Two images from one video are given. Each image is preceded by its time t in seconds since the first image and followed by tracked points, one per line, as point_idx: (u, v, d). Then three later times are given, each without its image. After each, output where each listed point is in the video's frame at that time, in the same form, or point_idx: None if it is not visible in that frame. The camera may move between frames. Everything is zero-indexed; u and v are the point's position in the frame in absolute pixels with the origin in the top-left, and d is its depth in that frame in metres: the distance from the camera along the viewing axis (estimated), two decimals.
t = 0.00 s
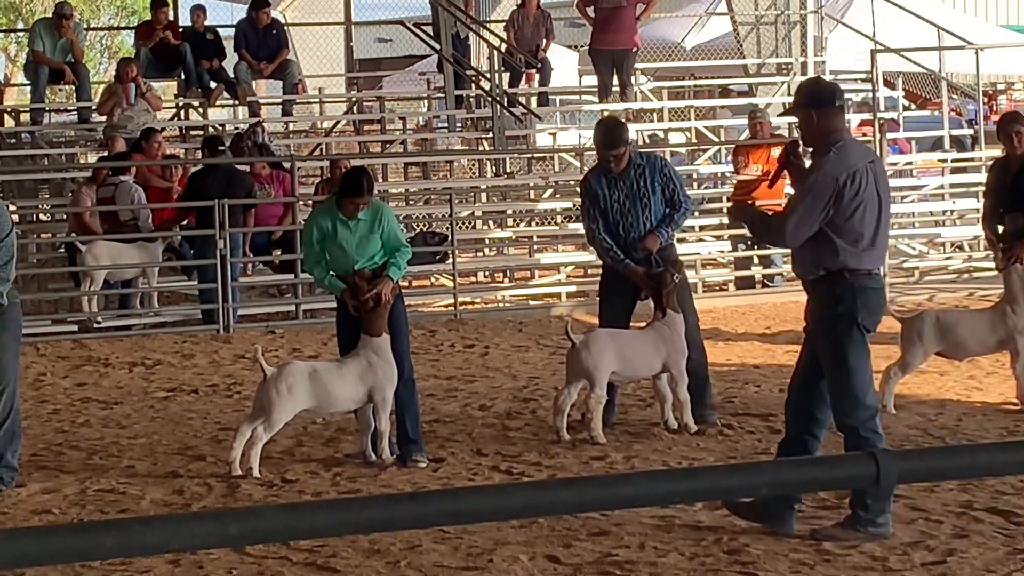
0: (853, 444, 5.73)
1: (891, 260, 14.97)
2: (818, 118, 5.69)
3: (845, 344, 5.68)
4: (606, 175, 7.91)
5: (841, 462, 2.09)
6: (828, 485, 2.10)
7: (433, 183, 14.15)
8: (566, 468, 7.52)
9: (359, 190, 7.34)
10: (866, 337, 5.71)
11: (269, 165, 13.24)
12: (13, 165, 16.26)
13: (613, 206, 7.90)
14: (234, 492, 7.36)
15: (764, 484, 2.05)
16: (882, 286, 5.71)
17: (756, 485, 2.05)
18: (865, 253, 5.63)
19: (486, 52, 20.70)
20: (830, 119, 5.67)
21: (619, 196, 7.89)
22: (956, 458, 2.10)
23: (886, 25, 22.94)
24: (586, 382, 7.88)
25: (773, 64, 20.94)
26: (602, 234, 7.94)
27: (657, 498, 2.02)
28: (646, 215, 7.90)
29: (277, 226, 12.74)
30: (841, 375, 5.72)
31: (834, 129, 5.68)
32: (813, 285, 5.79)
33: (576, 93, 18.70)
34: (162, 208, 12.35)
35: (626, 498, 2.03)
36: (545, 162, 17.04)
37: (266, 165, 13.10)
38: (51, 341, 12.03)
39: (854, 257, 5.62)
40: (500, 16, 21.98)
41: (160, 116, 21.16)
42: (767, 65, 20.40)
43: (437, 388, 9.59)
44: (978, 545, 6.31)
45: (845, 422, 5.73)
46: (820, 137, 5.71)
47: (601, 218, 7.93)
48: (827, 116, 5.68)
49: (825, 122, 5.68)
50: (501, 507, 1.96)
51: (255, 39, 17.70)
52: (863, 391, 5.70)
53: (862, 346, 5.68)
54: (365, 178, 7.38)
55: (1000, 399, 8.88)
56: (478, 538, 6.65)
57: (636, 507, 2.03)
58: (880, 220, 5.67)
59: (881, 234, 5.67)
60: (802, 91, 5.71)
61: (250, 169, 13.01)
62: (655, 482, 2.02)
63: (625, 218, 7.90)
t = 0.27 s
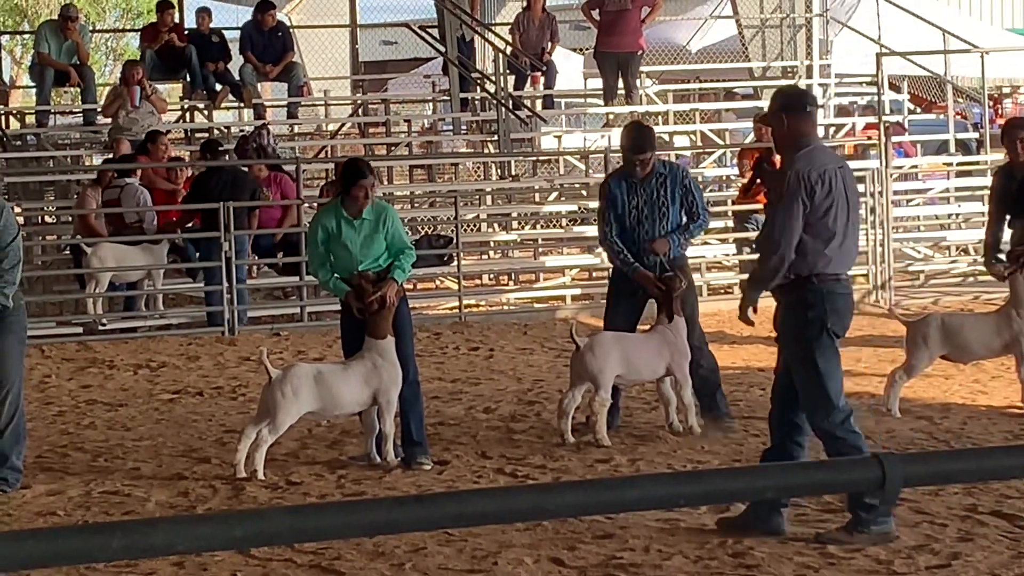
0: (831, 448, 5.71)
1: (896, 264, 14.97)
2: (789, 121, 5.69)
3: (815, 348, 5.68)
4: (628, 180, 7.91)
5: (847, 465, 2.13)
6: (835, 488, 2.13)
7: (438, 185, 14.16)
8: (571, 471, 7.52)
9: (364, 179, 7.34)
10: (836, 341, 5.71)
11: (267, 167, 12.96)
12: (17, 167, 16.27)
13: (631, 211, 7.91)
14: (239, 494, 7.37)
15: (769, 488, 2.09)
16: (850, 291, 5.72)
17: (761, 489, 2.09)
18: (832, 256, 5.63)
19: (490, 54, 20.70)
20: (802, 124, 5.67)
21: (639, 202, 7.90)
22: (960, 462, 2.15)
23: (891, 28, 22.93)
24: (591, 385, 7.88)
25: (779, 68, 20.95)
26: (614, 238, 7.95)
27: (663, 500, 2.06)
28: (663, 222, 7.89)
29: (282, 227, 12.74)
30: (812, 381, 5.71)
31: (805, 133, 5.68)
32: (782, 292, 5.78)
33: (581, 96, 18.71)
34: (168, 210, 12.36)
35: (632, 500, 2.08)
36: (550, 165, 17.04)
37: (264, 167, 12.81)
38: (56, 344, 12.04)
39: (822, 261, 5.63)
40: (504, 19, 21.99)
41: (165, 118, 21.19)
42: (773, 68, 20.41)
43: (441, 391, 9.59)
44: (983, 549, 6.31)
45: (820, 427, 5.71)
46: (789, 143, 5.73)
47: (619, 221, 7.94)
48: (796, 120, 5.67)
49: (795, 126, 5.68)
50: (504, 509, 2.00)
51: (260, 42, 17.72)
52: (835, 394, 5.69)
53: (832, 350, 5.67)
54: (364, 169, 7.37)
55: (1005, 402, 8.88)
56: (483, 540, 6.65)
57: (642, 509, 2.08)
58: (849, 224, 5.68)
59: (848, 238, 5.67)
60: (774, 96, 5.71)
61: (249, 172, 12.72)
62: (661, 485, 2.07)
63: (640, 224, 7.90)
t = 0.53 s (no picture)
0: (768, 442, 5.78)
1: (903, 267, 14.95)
2: (771, 122, 5.73)
3: (779, 347, 5.71)
4: (650, 181, 7.96)
5: (850, 469, 2.32)
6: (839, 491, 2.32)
7: (446, 187, 14.16)
8: (578, 473, 7.52)
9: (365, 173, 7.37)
10: (804, 345, 5.72)
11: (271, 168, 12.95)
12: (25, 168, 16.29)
13: (651, 212, 7.95)
14: (246, 496, 7.37)
15: (770, 492, 2.28)
16: (828, 297, 5.71)
17: (763, 492, 2.28)
18: (806, 257, 5.63)
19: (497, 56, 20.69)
20: (786, 125, 5.72)
21: (660, 204, 7.94)
22: (961, 465, 2.34)
23: (899, 30, 22.90)
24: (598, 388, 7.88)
25: (786, 70, 20.93)
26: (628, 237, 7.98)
27: (665, 502, 2.26)
28: (683, 225, 7.94)
29: (291, 230, 12.71)
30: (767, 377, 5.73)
31: (788, 134, 5.73)
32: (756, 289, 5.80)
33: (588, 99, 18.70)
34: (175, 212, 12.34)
35: (638, 503, 2.27)
36: (557, 167, 17.03)
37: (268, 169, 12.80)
38: (64, 345, 12.05)
39: (796, 261, 5.64)
40: (511, 21, 21.99)
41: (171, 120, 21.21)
42: (780, 70, 20.39)
43: (449, 393, 9.59)
44: (990, 552, 6.31)
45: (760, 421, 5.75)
46: (771, 143, 5.75)
47: (637, 221, 7.98)
48: (778, 121, 5.72)
49: (777, 128, 5.73)
50: (510, 512, 2.19)
51: (268, 44, 17.68)
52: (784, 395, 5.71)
53: (797, 352, 5.69)
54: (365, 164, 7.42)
55: (1013, 406, 8.87)
56: (490, 543, 6.66)
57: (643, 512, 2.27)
58: (826, 227, 5.66)
59: (825, 240, 5.67)
60: (760, 98, 5.78)
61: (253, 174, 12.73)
62: (666, 488, 2.26)
63: (660, 225, 7.94)
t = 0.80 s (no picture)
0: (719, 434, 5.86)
1: (912, 270, 14.93)
2: (765, 125, 5.70)
3: (759, 344, 5.70)
4: (650, 180, 7.88)
5: (867, 471, 2.30)
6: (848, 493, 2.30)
7: (454, 190, 14.15)
8: (586, 475, 7.51)
9: (369, 174, 7.37)
10: (781, 348, 5.70)
11: (282, 170, 13.00)
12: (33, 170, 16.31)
13: (653, 213, 7.85)
14: (254, 497, 7.37)
15: (782, 493, 2.24)
16: (816, 301, 5.69)
17: (776, 494, 2.24)
18: (796, 260, 5.63)
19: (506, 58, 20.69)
20: (782, 128, 5.68)
21: (661, 205, 7.85)
22: (976, 469, 2.28)
23: (908, 33, 22.89)
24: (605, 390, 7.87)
25: (795, 73, 20.92)
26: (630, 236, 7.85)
27: (679, 504, 2.23)
28: (686, 225, 7.88)
29: (301, 232, 12.70)
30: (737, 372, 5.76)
31: (784, 137, 5.69)
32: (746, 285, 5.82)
33: (596, 102, 18.69)
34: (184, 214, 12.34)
35: (648, 505, 2.23)
36: (565, 170, 17.03)
37: (279, 171, 12.84)
38: (71, 347, 12.06)
39: (783, 264, 5.64)
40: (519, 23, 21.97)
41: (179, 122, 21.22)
42: (789, 73, 20.38)
43: (456, 395, 9.58)
44: (1000, 555, 6.30)
45: (720, 413, 5.83)
46: (765, 144, 5.72)
47: (638, 223, 7.86)
48: (774, 124, 5.68)
49: (771, 131, 5.69)
50: (519, 515, 2.17)
51: (277, 45, 17.70)
52: (751, 393, 5.75)
53: (774, 354, 5.69)
54: (372, 166, 7.39)
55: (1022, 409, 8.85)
56: (498, 545, 6.64)
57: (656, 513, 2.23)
58: (816, 230, 5.65)
59: (816, 243, 5.66)
60: (755, 101, 5.74)
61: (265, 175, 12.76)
62: (680, 490, 2.23)
63: (662, 225, 7.86)
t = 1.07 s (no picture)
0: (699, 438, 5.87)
1: (921, 272, 14.92)
2: (755, 127, 5.71)
3: (746, 344, 5.69)
4: (666, 184, 7.85)
5: (877, 474, 2.31)
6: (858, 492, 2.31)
7: (463, 191, 14.16)
8: (595, 476, 7.51)
9: (378, 192, 7.25)
10: (769, 350, 5.68)
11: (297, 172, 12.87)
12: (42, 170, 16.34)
13: (668, 216, 7.84)
14: (263, 498, 7.37)
15: (792, 495, 2.25)
16: (806, 300, 5.66)
17: (786, 496, 2.25)
18: (784, 260, 5.62)
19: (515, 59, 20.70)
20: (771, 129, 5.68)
21: (675, 208, 7.84)
22: (987, 470, 2.29)
23: (919, 35, 22.88)
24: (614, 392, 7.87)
25: (805, 75, 20.92)
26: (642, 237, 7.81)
27: (692, 505, 2.22)
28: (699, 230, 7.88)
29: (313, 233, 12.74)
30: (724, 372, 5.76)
31: (774, 138, 5.70)
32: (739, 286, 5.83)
33: (606, 103, 18.69)
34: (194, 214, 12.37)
35: (660, 506, 2.23)
36: (575, 171, 17.04)
37: (294, 173, 12.70)
38: (81, 347, 12.07)
39: (772, 264, 5.63)
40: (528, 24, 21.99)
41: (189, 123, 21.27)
42: (799, 74, 20.38)
43: (466, 396, 9.59)
44: (1009, 558, 6.29)
45: (706, 414, 5.85)
46: (757, 146, 5.73)
47: (652, 224, 7.84)
48: (762, 126, 5.69)
49: (760, 133, 5.69)
50: (529, 516, 2.19)
51: (287, 44, 17.72)
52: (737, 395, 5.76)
53: (761, 355, 5.67)
54: (385, 179, 7.28)
55: None
56: (506, 546, 6.64)
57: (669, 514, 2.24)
58: (805, 229, 5.64)
59: (805, 242, 5.64)
60: (746, 103, 5.75)
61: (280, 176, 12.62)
62: (691, 491, 2.23)
63: (675, 228, 7.85)
